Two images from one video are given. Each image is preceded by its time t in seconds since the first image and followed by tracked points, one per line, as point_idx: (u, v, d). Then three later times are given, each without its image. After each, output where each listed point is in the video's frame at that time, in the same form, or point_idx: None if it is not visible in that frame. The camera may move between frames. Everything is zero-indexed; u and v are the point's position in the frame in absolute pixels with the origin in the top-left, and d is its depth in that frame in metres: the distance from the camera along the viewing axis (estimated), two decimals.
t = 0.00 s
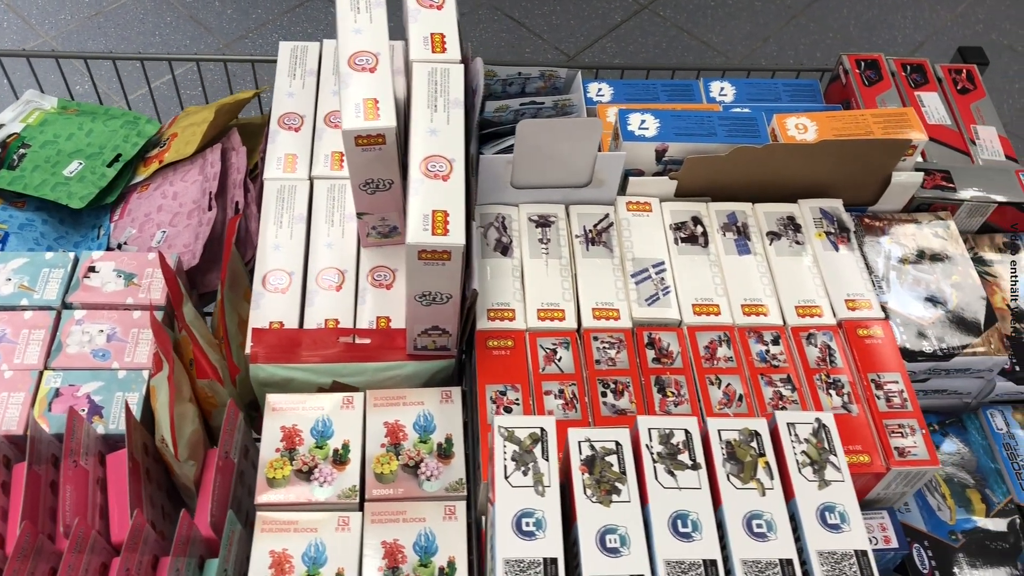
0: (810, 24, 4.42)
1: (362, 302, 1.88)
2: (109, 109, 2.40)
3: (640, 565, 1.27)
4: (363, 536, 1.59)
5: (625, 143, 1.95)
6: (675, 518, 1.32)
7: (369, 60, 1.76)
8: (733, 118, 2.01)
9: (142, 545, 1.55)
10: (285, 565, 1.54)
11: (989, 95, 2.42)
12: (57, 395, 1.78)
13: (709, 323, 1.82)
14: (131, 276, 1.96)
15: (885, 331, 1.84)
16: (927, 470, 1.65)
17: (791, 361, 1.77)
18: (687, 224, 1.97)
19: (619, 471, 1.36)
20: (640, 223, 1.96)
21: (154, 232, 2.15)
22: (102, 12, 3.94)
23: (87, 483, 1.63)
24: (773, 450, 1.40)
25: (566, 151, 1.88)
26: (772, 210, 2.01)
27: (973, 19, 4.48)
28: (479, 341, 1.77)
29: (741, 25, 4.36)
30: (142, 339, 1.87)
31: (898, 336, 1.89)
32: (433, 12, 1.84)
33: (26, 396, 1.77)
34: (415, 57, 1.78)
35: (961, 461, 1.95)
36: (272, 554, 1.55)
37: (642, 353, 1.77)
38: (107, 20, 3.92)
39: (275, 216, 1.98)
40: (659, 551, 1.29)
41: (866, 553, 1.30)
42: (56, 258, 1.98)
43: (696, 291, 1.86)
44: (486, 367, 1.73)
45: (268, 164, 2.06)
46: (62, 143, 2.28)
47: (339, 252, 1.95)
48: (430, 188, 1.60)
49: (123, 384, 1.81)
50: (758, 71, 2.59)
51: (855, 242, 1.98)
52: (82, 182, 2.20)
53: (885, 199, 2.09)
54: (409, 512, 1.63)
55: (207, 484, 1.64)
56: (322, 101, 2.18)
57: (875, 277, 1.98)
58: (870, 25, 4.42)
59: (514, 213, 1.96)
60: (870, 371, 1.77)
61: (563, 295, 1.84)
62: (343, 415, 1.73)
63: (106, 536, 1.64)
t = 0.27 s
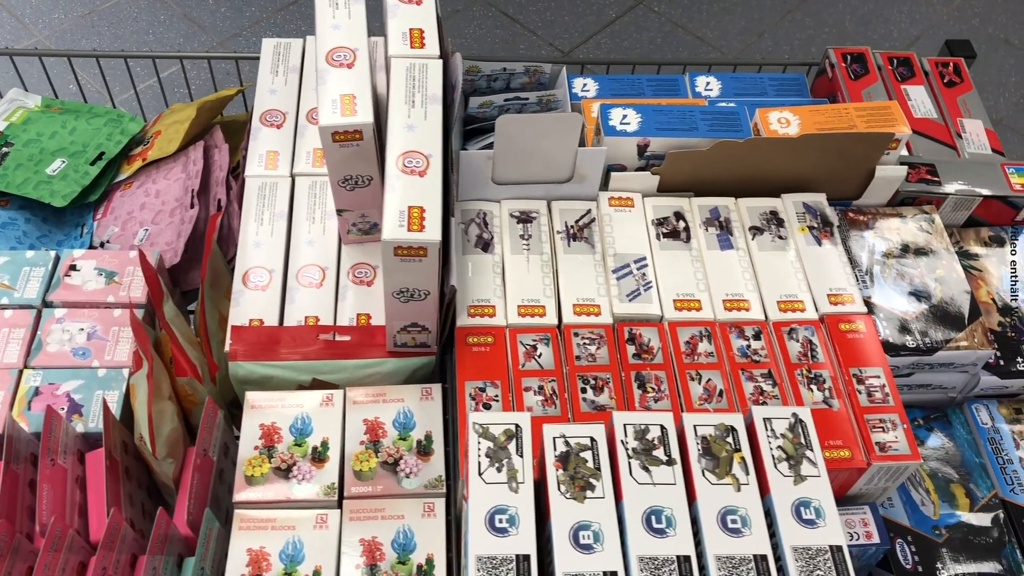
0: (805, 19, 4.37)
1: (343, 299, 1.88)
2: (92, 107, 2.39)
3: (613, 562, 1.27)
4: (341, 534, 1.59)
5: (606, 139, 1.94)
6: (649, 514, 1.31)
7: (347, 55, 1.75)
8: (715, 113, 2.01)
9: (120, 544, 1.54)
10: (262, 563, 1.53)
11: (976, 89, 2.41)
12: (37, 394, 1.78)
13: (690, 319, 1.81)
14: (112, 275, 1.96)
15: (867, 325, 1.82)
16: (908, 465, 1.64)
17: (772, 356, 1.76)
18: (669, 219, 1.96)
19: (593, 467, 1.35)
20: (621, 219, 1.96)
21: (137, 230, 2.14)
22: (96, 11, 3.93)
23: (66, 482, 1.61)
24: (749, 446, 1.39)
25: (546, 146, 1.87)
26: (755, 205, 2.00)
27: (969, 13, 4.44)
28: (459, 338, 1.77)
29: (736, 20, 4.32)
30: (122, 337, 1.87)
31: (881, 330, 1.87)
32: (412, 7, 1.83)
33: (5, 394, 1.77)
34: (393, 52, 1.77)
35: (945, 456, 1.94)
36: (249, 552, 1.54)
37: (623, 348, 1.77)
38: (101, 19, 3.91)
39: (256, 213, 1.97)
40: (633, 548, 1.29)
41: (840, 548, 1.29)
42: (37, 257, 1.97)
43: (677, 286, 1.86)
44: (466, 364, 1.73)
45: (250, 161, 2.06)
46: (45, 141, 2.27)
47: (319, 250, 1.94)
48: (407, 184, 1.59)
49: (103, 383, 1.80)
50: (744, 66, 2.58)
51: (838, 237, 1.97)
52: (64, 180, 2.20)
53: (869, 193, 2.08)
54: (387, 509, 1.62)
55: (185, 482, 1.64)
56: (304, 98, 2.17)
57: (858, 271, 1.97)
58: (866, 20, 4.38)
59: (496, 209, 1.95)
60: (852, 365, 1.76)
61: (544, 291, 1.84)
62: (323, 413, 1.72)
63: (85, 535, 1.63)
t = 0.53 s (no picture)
0: (802, 11, 4.33)
1: (326, 293, 1.88)
2: (80, 103, 2.39)
3: (588, 552, 1.27)
4: (323, 526, 1.59)
5: (590, 131, 1.94)
6: (626, 504, 1.31)
7: (327, 48, 1.75)
8: (699, 104, 2.00)
9: (102, 538, 1.55)
10: (243, 556, 1.53)
11: (964, 79, 2.40)
12: (21, 388, 1.78)
13: (673, 310, 1.81)
14: (97, 270, 1.96)
15: (850, 316, 1.82)
16: (890, 455, 1.64)
17: (755, 347, 1.76)
18: (654, 211, 1.96)
19: (570, 458, 1.35)
20: (605, 211, 1.95)
21: (123, 225, 2.14)
22: (91, 9, 3.93)
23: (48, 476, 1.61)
24: (726, 436, 1.39)
25: (530, 138, 1.87)
26: (740, 196, 2.00)
27: (967, 4, 4.40)
28: (442, 330, 1.77)
29: (732, 13, 4.29)
30: (107, 332, 1.87)
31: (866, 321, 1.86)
32: None
33: None
34: (374, 46, 1.77)
35: (931, 447, 1.93)
36: (230, 545, 1.54)
37: (606, 340, 1.77)
38: (96, 17, 3.91)
39: (240, 208, 1.98)
40: (609, 538, 1.29)
41: (818, 537, 1.29)
42: (22, 253, 1.98)
43: (661, 278, 1.86)
44: (448, 357, 1.72)
45: (234, 156, 2.06)
46: (32, 138, 2.27)
47: (303, 244, 1.94)
48: (387, 176, 1.59)
49: (88, 377, 1.81)
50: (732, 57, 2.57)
51: (823, 228, 1.97)
52: (51, 176, 2.20)
53: (855, 184, 2.07)
54: (369, 502, 1.62)
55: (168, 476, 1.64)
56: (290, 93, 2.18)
57: (843, 262, 1.96)
58: (864, 12, 4.34)
59: (480, 202, 1.95)
60: (834, 356, 1.75)
61: (527, 284, 1.84)
62: (306, 406, 1.72)
63: (68, 529, 1.63)
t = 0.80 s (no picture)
0: (798, 5, 4.29)
1: (309, 289, 1.88)
2: (65, 101, 2.39)
3: (564, 544, 1.27)
4: (304, 521, 1.59)
5: (572, 124, 1.94)
6: (602, 496, 1.31)
7: (307, 43, 1.75)
8: (683, 97, 1.99)
9: (84, 534, 1.55)
10: (224, 551, 1.54)
11: (950, 70, 2.39)
12: (5, 385, 1.78)
13: (656, 303, 1.81)
14: (81, 267, 1.96)
15: (833, 308, 1.81)
16: (872, 446, 1.64)
17: (737, 339, 1.76)
18: (637, 204, 1.96)
19: (547, 451, 1.35)
20: (589, 204, 1.95)
21: (109, 223, 2.15)
22: (85, 8, 3.91)
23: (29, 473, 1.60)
24: (704, 428, 1.39)
25: (511, 132, 1.87)
26: (723, 189, 1.99)
27: None
28: (424, 325, 1.76)
29: (727, 7, 4.25)
30: (91, 329, 1.88)
31: (849, 313, 1.86)
32: None
33: None
34: (354, 40, 1.77)
35: (917, 438, 1.93)
36: (211, 540, 1.55)
37: (588, 334, 1.77)
38: (91, 16, 3.89)
39: (224, 204, 1.98)
40: (585, 530, 1.28)
41: (794, 528, 1.29)
42: (6, 250, 1.98)
43: (644, 271, 1.85)
44: (430, 351, 1.72)
45: (217, 152, 2.06)
46: (17, 136, 2.28)
47: (286, 239, 1.94)
48: (365, 170, 1.59)
49: (71, 374, 1.81)
50: (718, 51, 2.57)
51: (807, 220, 1.96)
52: (36, 174, 2.20)
53: (840, 176, 2.07)
54: (351, 496, 1.62)
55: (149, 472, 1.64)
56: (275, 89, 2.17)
57: (827, 254, 1.96)
58: (860, 4, 4.30)
59: (463, 196, 1.95)
60: (817, 348, 1.75)
61: (510, 278, 1.84)
62: (288, 401, 1.72)
63: (50, 526, 1.63)
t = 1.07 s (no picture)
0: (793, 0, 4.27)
1: (291, 287, 1.88)
2: (50, 100, 2.39)
3: (539, 539, 1.27)
4: (284, 519, 1.59)
5: (554, 119, 1.94)
6: (577, 491, 1.31)
7: (286, 40, 1.74)
8: (664, 92, 2.00)
9: (64, 533, 1.54)
10: (204, 549, 1.53)
11: (937, 63, 2.38)
12: None
13: (638, 299, 1.81)
14: (64, 266, 1.96)
15: (816, 302, 1.81)
16: (854, 440, 1.63)
17: (719, 334, 1.76)
18: (620, 200, 1.95)
19: (523, 446, 1.35)
20: (571, 200, 1.95)
21: (93, 222, 2.14)
22: (79, 9, 3.90)
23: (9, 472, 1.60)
24: (681, 422, 1.39)
25: (491, 128, 1.86)
26: (707, 183, 1.99)
27: None
28: (405, 321, 1.76)
29: (722, 3, 4.23)
30: (73, 328, 1.87)
31: (831, 307, 1.85)
32: None
33: None
34: (333, 37, 1.76)
35: (901, 432, 1.92)
36: (191, 538, 1.54)
37: (569, 329, 1.76)
38: (85, 17, 3.88)
39: (206, 202, 1.98)
40: (561, 525, 1.28)
41: (770, 522, 1.28)
42: None
43: (626, 266, 1.85)
44: (411, 348, 1.72)
45: (200, 151, 2.07)
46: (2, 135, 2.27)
47: (268, 237, 1.94)
48: (343, 167, 1.58)
49: (53, 373, 1.81)
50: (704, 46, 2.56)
51: (790, 214, 1.96)
52: (20, 173, 2.20)
53: (824, 170, 2.07)
54: (331, 494, 1.62)
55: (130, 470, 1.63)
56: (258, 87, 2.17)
57: (811, 248, 1.95)
58: None
59: (445, 192, 1.94)
60: (799, 342, 1.75)
61: (491, 274, 1.83)
62: (269, 399, 1.72)
63: (31, 525, 1.62)
